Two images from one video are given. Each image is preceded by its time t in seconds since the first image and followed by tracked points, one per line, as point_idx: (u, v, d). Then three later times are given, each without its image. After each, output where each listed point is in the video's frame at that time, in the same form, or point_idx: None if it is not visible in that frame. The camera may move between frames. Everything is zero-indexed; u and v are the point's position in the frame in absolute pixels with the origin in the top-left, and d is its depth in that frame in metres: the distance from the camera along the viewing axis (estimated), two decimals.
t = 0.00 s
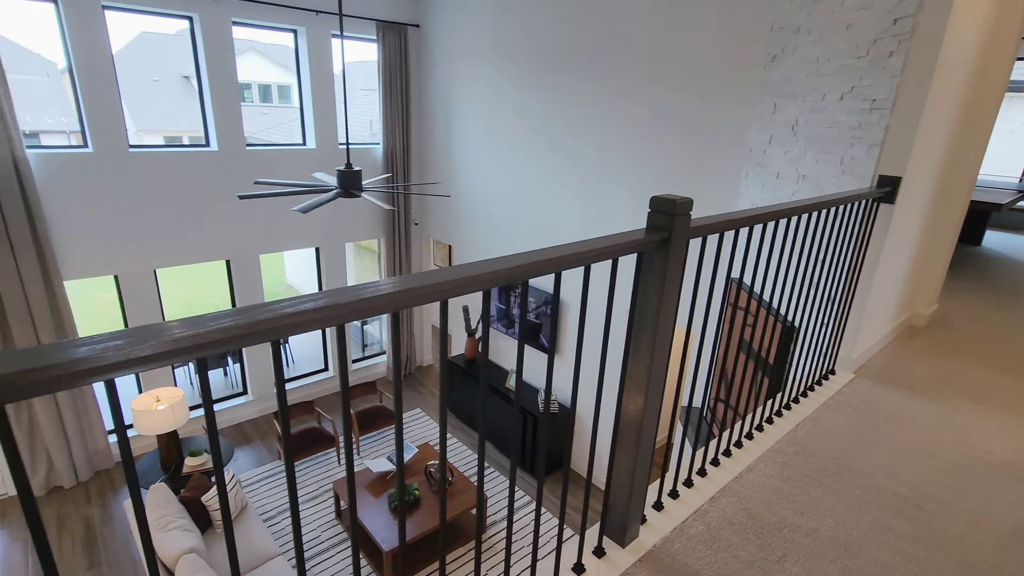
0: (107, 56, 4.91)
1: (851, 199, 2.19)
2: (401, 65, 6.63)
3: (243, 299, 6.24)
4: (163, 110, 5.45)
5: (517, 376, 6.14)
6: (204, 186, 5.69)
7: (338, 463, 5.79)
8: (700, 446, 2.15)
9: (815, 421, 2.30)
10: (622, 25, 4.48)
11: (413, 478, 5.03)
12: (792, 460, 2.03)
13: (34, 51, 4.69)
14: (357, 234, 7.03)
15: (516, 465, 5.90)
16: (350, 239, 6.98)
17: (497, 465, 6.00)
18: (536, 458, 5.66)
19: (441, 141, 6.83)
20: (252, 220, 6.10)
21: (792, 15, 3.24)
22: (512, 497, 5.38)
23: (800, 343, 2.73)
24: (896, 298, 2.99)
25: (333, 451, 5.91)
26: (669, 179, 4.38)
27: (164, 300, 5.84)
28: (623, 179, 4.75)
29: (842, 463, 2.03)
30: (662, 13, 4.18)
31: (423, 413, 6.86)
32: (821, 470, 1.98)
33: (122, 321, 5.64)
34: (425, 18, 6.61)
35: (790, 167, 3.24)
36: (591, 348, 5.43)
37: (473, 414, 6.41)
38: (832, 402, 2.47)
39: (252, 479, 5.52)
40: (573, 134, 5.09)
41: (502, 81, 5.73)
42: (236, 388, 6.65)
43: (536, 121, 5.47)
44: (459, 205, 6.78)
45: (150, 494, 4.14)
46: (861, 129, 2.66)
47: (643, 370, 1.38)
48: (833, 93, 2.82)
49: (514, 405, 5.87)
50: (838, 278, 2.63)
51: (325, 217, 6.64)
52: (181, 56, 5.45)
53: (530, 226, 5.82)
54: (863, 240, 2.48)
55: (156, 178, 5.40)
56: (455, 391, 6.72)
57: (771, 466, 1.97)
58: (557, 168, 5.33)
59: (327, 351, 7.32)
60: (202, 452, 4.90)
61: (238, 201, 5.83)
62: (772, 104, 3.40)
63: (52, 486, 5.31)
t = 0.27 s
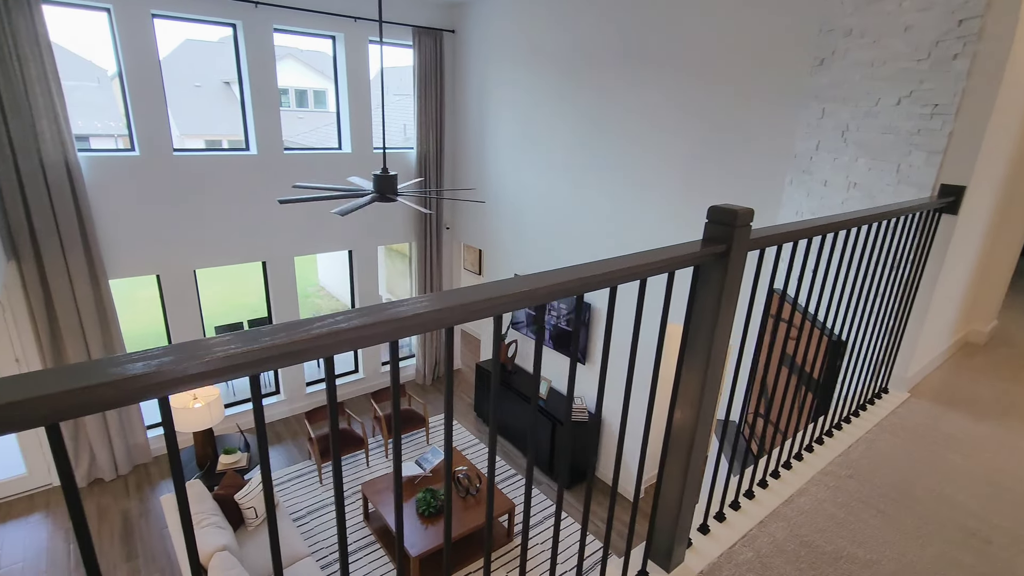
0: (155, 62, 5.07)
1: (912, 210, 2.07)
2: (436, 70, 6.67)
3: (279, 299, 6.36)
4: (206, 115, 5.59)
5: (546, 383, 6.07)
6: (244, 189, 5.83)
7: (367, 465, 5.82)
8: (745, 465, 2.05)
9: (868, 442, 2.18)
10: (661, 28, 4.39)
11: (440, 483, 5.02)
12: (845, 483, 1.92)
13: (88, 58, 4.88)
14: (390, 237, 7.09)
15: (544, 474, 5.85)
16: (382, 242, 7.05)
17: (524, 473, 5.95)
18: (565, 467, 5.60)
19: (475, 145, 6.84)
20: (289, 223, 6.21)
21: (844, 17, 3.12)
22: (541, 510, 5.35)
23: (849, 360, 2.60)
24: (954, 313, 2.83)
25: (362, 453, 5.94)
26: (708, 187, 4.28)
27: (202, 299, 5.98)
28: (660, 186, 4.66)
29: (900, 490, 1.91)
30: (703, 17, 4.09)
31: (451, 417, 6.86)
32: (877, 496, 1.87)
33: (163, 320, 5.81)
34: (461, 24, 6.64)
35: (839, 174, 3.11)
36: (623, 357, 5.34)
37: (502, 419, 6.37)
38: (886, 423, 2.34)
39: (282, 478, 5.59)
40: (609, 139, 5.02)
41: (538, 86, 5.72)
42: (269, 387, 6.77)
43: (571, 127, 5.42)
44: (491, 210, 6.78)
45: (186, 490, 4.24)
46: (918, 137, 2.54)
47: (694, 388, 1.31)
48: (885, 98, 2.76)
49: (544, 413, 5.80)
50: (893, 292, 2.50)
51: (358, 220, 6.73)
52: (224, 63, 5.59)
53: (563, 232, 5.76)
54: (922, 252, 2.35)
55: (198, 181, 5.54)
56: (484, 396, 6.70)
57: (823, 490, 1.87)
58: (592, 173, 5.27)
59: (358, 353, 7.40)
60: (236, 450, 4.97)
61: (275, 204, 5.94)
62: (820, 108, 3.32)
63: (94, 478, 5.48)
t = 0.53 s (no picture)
0: (195, 70, 5.19)
1: (978, 222, 1.94)
2: (468, 76, 6.68)
3: (309, 302, 6.44)
4: (243, 121, 5.71)
5: (574, 392, 5.98)
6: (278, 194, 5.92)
7: (393, 469, 5.82)
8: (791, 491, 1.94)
9: (923, 470, 2.05)
10: (699, 33, 4.30)
11: (465, 492, 4.97)
12: (901, 515, 1.80)
13: (133, 66, 5.03)
14: (419, 242, 7.11)
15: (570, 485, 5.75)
16: (412, 247, 7.08)
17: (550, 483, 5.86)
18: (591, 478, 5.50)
19: (505, 151, 6.82)
20: (320, 227, 6.28)
21: (896, 18, 3.00)
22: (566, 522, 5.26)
23: (901, 380, 2.46)
24: (1016, 331, 2.66)
25: (388, 457, 5.94)
26: (745, 195, 4.15)
27: (235, 301, 6.09)
28: (695, 194, 4.54)
29: (962, 523, 1.78)
30: (743, 20, 3.97)
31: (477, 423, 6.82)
32: (936, 529, 1.74)
33: (197, 321, 5.95)
34: (493, 30, 6.64)
35: (889, 183, 2.96)
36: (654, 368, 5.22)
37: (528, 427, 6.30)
38: (942, 449, 2.20)
39: (309, 480, 5.62)
40: (643, 145, 4.93)
41: (570, 92, 5.67)
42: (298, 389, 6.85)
43: (603, 133, 5.35)
44: (520, 216, 6.74)
45: (216, 491, 4.29)
46: (983, 143, 2.51)
47: (747, 412, 1.23)
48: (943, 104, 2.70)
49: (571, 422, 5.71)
50: (951, 309, 2.35)
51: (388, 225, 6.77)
52: (261, 70, 5.70)
53: (593, 239, 5.68)
54: (984, 266, 2.20)
55: (234, 185, 5.65)
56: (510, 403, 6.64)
57: (877, 521, 1.75)
58: (623, 180, 5.19)
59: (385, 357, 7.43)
60: (264, 452, 5.01)
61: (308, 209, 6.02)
62: (868, 114, 3.19)
63: (128, 474, 5.62)
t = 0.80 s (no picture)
0: (229, 76, 5.28)
1: None
2: (497, 81, 6.65)
3: (336, 306, 6.47)
4: (275, 126, 5.78)
5: (599, 402, 5.86)
6: (308, 198, 5.98)
7: (415, 476, 5.79)
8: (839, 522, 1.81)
9: (984, 503, 1.90)
10: (736, 36, 4.17)
11: (487, 502, 4.90)
12: (962, 554, 1.66)
13: (171, 73, 5.15)
14: (444, 247, 7.10)
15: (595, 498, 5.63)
16: (438, 252, 7.07)
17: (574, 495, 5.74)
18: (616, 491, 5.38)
19: (533, 157, 6.76)
20: (348, 232, 6.32)
21: (954, 19, 2.88)
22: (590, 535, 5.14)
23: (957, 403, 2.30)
24: None
25: (410, 464, 5.90)
26: (781, 203, 4.01)
27: (264, 304, 6.16)
28: (728, 201, 4.40)
29: None
30: (783, 22, 3.83)
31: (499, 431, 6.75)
32: (1002, 571, 1.60)
33: (226, 322, 6.02)
34: (523, 35, 6.60)
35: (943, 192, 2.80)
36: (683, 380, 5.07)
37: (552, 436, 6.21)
38: (1004, 481, 2.03)
39: (332, 484, 5.62)
40: (675, 151, 4.82)
41: (600, 97, 5.58)
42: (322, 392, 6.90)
43: (634, 139, 5.24)
44: (547, 222, 6.66)
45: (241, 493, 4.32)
46: None
47: (800, 445, 1.13)
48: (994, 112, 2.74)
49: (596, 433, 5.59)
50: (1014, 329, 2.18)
51: (414, 229, 6.77)
52: (293, 76, 5.77)
53: (621, 246, 5.56)
54: None
55: (264, 190, 5.73)
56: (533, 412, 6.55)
57: (934, 560, 1.62)
58: (654, 186, 5.07)
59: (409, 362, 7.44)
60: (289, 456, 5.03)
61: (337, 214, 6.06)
62: (920, 119, 3.09)
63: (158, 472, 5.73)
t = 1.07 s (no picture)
0: (261, 83, 5.36)
1: None
2: (524, 87, 6.61)
3: (361, 311, 6.49)
4: (305, 132, 5.84)
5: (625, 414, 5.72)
6: (336, 204, 6.03)
7: (435, 485, 5.73)
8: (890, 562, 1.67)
9: None
10: (773, 41, 4.04)
11: (508, 514, 4.80)
12: None
13: (206, 80, 5.25)
14: (470, 254, 7.06)
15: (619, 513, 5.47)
16: (462, 259, 7.04)
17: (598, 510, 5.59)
18: (640, 508, 5.23)
19: (560, 164, 6.68)
20: (373, 237, 6.34)
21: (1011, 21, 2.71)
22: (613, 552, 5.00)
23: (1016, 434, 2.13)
24: None
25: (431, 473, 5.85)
26: (819, 213, 3.84)
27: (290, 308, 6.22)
28: (761, 211, 4.24)
29: None
30: (822, 26, 3.68)
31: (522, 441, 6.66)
32: None
33: (252, 324, 6.06)
34: (552, 41, 6.55)
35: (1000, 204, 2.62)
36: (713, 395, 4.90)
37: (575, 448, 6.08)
38: None
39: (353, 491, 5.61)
40: (707, 159, 4.69)
41: (629, 103, 5.49)
42: (346, 397, 6.92)
43: (664, 146, 5.12)
44: (573, 230, 6.57)
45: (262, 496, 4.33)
46: None
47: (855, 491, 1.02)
48: None
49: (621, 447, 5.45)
50: None
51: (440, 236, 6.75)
52: (323, 83, 5.82)
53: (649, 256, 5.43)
54: None
55: (292, 195, 5.78)
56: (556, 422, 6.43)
57: None
58: (684, 195, 4.94)
59: (432, 368, 7.42)
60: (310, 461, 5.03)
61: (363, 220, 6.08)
62: (975, 126, 2.90)
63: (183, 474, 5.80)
